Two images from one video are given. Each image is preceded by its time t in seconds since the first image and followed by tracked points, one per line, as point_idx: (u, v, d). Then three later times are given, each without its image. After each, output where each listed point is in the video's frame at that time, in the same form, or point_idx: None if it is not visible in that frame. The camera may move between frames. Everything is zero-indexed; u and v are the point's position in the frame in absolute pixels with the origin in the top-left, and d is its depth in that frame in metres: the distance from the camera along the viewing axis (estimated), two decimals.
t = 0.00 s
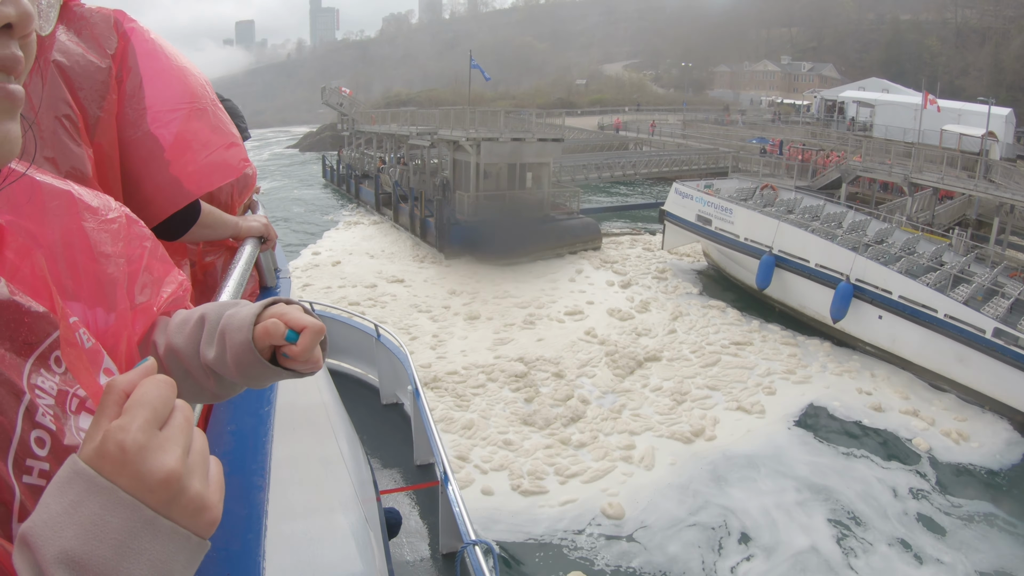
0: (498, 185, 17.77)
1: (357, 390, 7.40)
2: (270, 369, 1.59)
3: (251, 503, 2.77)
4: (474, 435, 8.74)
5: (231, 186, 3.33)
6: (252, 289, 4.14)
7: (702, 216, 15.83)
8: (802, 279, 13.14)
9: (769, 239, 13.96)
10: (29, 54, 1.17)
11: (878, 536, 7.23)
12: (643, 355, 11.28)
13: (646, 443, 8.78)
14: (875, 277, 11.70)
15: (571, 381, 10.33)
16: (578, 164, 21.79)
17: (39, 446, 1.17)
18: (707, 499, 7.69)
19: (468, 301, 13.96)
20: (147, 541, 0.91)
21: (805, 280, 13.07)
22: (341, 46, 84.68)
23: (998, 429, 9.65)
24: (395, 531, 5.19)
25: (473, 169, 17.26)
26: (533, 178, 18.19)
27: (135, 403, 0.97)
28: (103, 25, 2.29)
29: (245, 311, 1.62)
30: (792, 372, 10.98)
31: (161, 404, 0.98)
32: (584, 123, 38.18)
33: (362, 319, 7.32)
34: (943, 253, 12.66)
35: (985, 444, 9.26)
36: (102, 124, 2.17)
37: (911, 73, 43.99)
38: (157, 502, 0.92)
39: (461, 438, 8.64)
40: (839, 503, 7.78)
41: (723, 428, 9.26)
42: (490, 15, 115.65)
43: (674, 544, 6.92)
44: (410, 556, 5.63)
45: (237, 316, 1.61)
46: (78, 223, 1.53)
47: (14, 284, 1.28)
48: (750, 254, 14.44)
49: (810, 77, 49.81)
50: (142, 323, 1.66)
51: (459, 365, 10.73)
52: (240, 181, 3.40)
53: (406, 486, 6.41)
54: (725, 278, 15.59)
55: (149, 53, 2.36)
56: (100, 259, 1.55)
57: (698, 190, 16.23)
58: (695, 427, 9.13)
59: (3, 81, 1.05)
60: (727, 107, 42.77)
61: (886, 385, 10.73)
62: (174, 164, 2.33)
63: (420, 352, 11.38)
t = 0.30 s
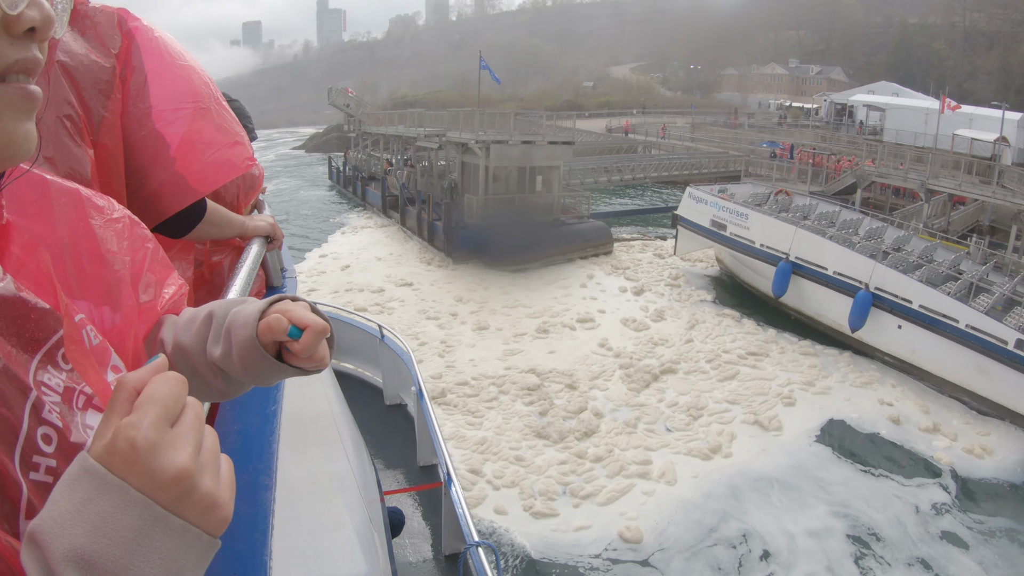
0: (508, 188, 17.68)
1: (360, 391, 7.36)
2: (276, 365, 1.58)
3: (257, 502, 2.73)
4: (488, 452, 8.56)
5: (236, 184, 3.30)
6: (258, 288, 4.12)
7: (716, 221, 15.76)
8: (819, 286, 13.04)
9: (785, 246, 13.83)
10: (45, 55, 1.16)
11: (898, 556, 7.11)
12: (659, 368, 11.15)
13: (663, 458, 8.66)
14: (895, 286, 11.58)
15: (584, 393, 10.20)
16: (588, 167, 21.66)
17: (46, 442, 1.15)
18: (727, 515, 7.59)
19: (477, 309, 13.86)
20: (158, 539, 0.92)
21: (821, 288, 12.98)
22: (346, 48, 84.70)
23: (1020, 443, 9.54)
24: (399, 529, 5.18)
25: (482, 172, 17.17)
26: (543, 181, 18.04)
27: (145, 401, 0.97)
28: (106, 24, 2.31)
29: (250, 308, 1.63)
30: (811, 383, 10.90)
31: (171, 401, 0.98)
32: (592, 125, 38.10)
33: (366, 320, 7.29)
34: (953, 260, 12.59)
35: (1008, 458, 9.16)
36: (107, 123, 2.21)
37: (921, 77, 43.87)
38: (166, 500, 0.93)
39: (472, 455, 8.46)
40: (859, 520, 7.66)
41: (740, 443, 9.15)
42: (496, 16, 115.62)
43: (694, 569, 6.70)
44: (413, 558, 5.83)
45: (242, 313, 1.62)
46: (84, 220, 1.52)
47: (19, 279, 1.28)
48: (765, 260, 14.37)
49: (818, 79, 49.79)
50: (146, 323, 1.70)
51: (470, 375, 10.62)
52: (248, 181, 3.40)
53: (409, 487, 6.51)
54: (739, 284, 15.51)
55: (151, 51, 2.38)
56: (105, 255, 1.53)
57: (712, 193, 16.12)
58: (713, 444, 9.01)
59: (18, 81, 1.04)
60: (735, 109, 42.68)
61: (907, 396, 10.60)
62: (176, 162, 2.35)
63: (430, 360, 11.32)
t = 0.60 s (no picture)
0: (518, 189, 17.52)
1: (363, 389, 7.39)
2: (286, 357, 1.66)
3: (264, 497, 2.70)
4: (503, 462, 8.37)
5: (243, 183, 3.28)
6: (264, 284, 4.08)
7: (730, 224, 15.51)
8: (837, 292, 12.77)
9: (803, 249, 13.56)
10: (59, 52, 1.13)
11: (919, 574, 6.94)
12: (676, 375, 10.88)
13: (680, 470, 8.39)
14: (916, 292, 11.33)
15: (598, 405, 9.86)
16: (598, 167, 21.47)
17: (55, 436, 1.14)
18: (745, 529, 7.42)
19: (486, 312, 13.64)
20: (169, 532, 0.91)
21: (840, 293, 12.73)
22: (352, 47, 84.72)
23: None
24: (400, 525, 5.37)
25: (492, 172, 17.02)
26: (553, 182, 17.82)
27: (159, 391, 0.95)
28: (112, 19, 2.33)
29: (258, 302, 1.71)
30: (832, 394, 10.61)
31: (184, 393, 0.95)
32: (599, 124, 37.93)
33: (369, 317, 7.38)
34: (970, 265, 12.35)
35: None
36: (114, 115, 2.24)
37: (928, 78, 43.65)
38: (178, 493, 0.91)
39: (487, 466, 8.29)
40: (880, 539, 7.43)
41: (758, 454, 8.90)
42: (502, 15, 115.65)
43: None
44: (416, 556, 5.84)
45: (251, 307, 1.71)
46: (90, 211, 1.52)
47: (28, 273, 1.28)
48: (781, 264, 14.07)
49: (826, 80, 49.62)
50: (153, 318, 1.71)
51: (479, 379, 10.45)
52: (257, 181, 3.39)
53: (412, 486, 6.57)
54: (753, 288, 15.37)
55: (155, 43, 2.40)
56: (112, 248, 1.53)
57: (725, 195, 15.87)
58: (732, 453, 8.79)
59: (31, 78, 1.03)
60: (743, 110, 42.49)
61: (927, 407, 10.38)
62: (180, 155, 2.35)
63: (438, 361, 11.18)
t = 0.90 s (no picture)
0: (526, 186, 17.36)
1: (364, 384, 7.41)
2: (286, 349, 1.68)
3: (265, 489, 2.74)
4: (516, 472, 8.22)
5: (245, 179, 3.28)
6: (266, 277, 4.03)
7: (744, 222, 15.44)
8: (855, 293, 12.53)
9: (820, 250, 13.37)
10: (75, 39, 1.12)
11: None
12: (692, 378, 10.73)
13: (696, 481, 8.26)
14: (935, 294, 11.09)
15: (614, 407, 9.74)
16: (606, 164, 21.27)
17: (55, 422, 1.18)
18: (762, 543, 7.25)
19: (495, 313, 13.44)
20: (168, 517, 0.93)
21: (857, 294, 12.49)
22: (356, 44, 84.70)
23: None
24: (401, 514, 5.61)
25: (499, 169, 16.88)
26: (562, 180, 17.65)
27: (160, 378, 0.98)
28: (115, 8, 2.32)
29: (261, 294, 1.72)
30: (851, 402, 10.27)
31: (185, 379, 0.99)
32: (606, 121, 37.76)
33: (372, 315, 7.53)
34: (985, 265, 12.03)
35: None
36: (119, 105, 2.24)
37: (937, 73, 43.26)
38: (177, 478, 0.93)
39: (501, 477, 8.11)
40: (896, 555, 7.19)
41: (778, 460, 8.75)
42: (507, 12, 115.60)
43: None
44: (419, 553, 5.79)
45: (252, 297, 1.71)
46: (95, 201, 1.57)
47: (31, 259, 1.29)
48: (798, 265, 13.94)
49: (833, 76, 49.46)
50: (155, 306, 1.77)
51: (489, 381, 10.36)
52: (261, 177, 3.39)
53: (416, 482, 6.57)
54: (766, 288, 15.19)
55: (158, 35, 2.39)
56: (113, 239, 1.58)
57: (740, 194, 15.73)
58: (749, 460, 8.64)
59: (57, 57, 1.02)
60: (751, 106, 42.28)
61: (949, 415, 10.14)
62: (182, 147, 2.36)
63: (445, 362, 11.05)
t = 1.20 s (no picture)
0: (532, 184, 17.22)
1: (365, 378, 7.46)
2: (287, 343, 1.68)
3: (265, 484, 2.69)
4: (530, 484, 7.94)
5: (248, 175, 3.25)
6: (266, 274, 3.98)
7: (757, 222, 15.14)
8: (871, 295, 12.30)
9: (834, 251, 13.09)
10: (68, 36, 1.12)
11: None
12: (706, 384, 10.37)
13: (709, 493, 7.96)
14: (953, 297, 10.85)
15: (627, 412, 9.52)
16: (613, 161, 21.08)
17: (60, 418, 1.18)
18: (778, 557, 7.02)
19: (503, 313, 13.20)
20: (170, 510, 0.96)
21: (873, 297, 12.28)
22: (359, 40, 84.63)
23: None
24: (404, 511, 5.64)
25: (505, 166, 16.74)
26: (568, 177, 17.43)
27: (163, 372, 1.00)
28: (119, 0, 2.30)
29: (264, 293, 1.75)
30: (868, 410, 10.06)
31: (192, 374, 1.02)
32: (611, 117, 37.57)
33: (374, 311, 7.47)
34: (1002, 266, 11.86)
35: None
36: (123, 98, 2.21)
37: (941, 68, 43.06)
38: (182, 472, 0.97)
39: (511, 486, 7.90)
40: (904, 556, 7.13)
41: (796, 468, 8.53)
42: (510, 8, 115.50)
43: None
44: (420, 549, 5.84)
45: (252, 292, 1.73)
46: (96, 195, 1.62)
47: (36, 254, 1.33)
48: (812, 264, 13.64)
49: (839, 72, 49.19)
50: (157, 297, 1.82)
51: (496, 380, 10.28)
52: (265, 174, 3.36)
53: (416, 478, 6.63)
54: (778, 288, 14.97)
55: (161, 28, 2.38)
56: (117, 236, 1.63)
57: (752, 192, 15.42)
58: (766, 471, 8.35)
59: (43, 63, 1.02)
60: (757, 102, 42.06)
61: (968, 421, 9.92)
62: (185, 140, 2.33)
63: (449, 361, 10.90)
